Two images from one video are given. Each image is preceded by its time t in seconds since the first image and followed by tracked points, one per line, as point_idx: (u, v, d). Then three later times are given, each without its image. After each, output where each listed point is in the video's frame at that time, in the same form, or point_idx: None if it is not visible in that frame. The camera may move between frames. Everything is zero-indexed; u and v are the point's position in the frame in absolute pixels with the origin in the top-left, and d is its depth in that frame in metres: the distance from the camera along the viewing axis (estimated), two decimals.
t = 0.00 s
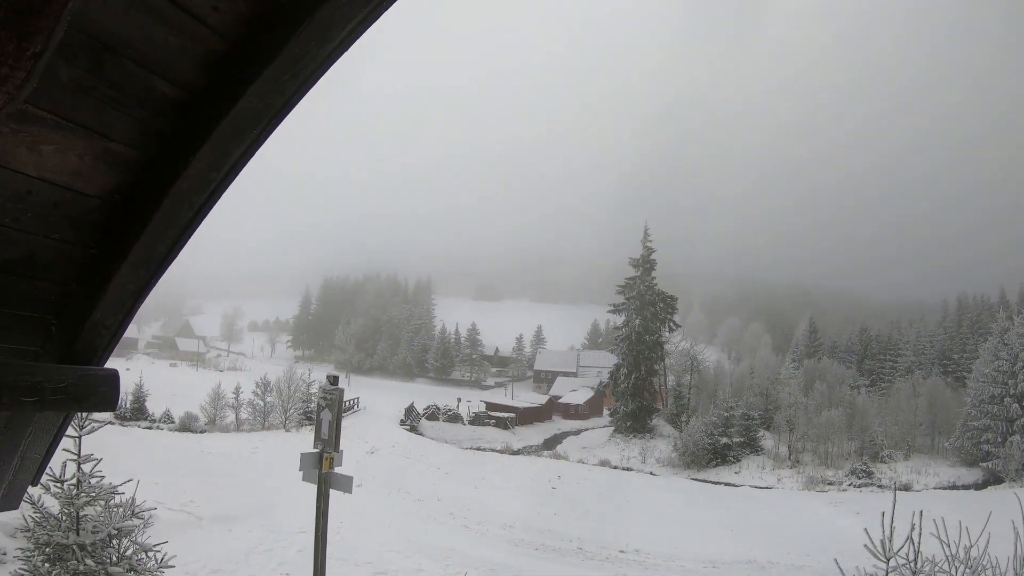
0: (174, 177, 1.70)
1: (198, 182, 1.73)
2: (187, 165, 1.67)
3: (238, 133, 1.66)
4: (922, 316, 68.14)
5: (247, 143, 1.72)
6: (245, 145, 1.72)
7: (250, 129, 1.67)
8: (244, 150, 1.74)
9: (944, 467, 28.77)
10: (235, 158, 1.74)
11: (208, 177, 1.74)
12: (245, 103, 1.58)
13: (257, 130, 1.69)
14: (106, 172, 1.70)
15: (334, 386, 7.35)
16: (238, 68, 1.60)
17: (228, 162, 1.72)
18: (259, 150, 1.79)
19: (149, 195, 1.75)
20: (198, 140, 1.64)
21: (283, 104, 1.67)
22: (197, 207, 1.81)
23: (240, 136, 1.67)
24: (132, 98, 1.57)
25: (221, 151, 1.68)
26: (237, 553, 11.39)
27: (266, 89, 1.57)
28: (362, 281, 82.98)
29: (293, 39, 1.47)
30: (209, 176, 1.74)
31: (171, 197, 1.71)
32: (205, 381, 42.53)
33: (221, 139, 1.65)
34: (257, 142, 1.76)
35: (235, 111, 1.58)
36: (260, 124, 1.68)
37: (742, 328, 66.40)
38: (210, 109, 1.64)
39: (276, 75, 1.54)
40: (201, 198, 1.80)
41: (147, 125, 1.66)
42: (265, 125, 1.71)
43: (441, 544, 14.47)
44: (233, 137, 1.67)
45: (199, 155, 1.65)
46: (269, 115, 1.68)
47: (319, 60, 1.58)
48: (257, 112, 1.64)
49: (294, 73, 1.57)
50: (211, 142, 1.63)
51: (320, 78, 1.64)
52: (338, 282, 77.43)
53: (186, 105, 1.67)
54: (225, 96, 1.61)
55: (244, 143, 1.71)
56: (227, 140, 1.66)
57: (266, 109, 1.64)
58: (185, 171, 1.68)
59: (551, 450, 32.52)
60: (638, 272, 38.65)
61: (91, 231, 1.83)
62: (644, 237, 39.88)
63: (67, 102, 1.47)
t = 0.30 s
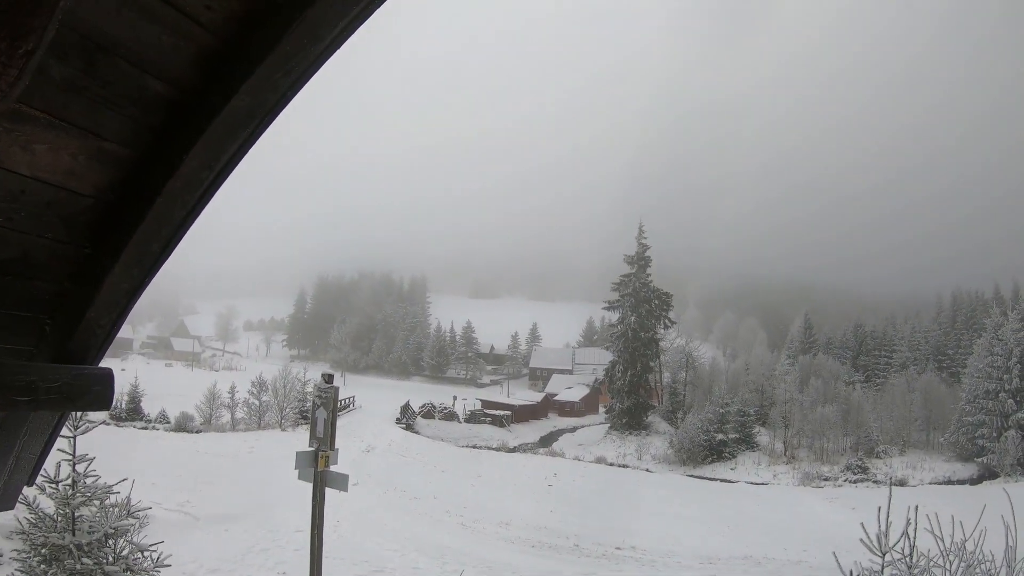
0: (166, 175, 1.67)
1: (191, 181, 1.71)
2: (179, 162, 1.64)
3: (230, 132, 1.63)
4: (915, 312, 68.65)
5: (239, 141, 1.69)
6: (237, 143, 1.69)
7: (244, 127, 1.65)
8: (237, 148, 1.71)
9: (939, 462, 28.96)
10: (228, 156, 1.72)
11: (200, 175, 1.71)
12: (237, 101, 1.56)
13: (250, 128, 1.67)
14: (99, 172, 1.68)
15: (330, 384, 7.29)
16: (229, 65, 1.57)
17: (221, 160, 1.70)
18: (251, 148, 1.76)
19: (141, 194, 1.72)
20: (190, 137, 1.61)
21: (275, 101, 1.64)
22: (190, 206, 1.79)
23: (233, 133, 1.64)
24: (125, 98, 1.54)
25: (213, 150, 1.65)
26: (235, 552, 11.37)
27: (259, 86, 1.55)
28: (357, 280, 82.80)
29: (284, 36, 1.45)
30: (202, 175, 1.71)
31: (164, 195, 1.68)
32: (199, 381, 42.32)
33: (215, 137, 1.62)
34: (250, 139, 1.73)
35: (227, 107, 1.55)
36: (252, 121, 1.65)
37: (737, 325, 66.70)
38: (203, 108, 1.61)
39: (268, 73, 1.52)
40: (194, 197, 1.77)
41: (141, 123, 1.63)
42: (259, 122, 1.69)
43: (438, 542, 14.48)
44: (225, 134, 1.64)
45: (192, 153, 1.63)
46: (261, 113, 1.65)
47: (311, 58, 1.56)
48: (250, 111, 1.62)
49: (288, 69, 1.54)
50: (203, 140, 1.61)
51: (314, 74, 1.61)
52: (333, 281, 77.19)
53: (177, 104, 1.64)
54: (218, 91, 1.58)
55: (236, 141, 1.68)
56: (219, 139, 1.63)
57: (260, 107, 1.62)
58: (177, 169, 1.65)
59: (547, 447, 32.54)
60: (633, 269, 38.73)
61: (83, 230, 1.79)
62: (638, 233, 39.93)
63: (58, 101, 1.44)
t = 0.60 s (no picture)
0: (163, 168, 1.63)
1: (188, 175, 1.66)
2: (176, 156, 1.59)
3: (227, 125, 1.58)
4: (910, 305, 68.99)
5: (237, 133, 1.65)
6: (235, 136, 1.65)
7: (242, 118, 1.60)
8: (237, 141, 1.67)
9: (935, 455, 29.14)
10: (227, 147, 1.67)
11: (198, 169, 1.67)
12: (236, 95, 1.52)
13: (249, 121, 1.63)
14: (97, 166, 1.64)
15: (326, 378, 7.25)
16: (228, 57, 1.53)
17: (220, 153, 1.66)
18: (250, 140, 1.71)
19: (138, 188, 1.68)
20: (188, 130, 1.57)
21: (274, 93, 1.59)
22: (188, 199, 1.75)
23: (232, 126, 1.60)
24: (122, 90, 1.50)
25: (211, 143, 1.60)
26: (233, 547, 11.37)
27: (257, 78, 1.50)
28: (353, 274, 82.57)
29: (283, 28, 1.41)
30: (199, 167, 1.66)
31: (161, 189, 1.65)
32: (195, 376, 42.19)
33: (213, 131, 1.58)
34: (249, 133, 1.69)
35: (225, 100, 1.51)
36: (250, 115, 1.61)
37: (732, 318, 66.93)
38: (200, 100, 1.56)
39: (267, 64, 1.48)
40: (192, 189, 1.73)
41: (136, 116, 1.58)
42: (258, 113, 1.64)
43: (436, 536, 14.50)
44: (224, 126, 1.59)
45: (189, 145, 1.58)
46: (259, 105, 1.60)
47: (310, 49, 1.52)
48: (248, 103, 1.57)
49: (289, 58, 1.50)
50: (199, 133, 1.56)
51: (313, 64, 1.57)
52: (329, 275, 76.97)
53: (174, 97, 1.59)
54: (216, 84, 1.54)
55: (235, 133, 1.64)
56: (216, 131, 1.58)
57: (258, 98, 1.58)
58: (174, 163, 1.61)
59: (543, 441, 32.64)
60: (629, 262, 38.71)
61: (80, 224, 1.75)
62: (635, 227, 39.88)
63: (53, 94, 1.40)
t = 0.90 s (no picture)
0: (165, 164, 1.61)
1: (188, 173, 1.65)
2: (178, 152, 1.59)
3: (228, 122, 1.58)
4: (909, 301, 69.12)
5: (240, 129, 1.64)
6: (237, 132, 1.64)
7: (243, 117, 1.60)
8: (239, 136, 1.66)
9: (934, 451, 29.23)
10: (228, 143, 1.67)
11: (200, 165, 1.65)
12: (238, 92, 1.51)
13: (251, 116, 1.62)
14: (100, 163, 1.63)
15: (327, 374, 7.25)
16: (230, 54, 1.53)
17: (222, 150, 1.65)
18: (254, 135, 1.72)
19: (140, 183, 1.67)
20: (190, 127, 1.56)
21: (276, 90, 1.59)
22: (189, 195, 1.74)
23: (235, 120, 1.59)
24: (124, 87, 1.49)
25: (213, 137, 1.59)
26: (233, 543, 11.41)
27: (260, 76, 1.50)
28: (352, 269, 82.55)
29: (285, 26, 1.41)
30: (201, 164, 1.65)
31: (164, 183, 1.64)
32: (194, 371, 42.23)
33: (214, 125, 1.56)
34: (250, 131, 1.68)
35: (227, 99, 1.50)
36: (252, 110, 1.60)
37: (731, 314, 67.01)
38: (203, 100, 1.56)
39: (269, 61, 1.47)
40: (193, 185, 1.71)
41: (139, 112, 1.58)
42: (260, 108, 1.64)
43: (435, 531, 14.56)
44: (226, 123, 1.58)
45: (191, 140, 1.57)
46: (261, 101, 1.60)
47: (312, 49, 1.52)
48: (248, 102, 1.56)
49: (291, 54, 1.49)
50: (202, 131, 1.56)
51: (315, 62, 1.56)
52: (328, 271, 76.91)
53: (177, 93, 1.58)
54: (218, 82, 1.53)
55: (238, 129, 1.63)
56: (218, 129, 1.58)
57: (260, 96, 1.57)
58: (176, 158, 1.60)
59: (542, 436, 32.73)
60: (628, 257, 38.69)
61: (83, 220, 1.74)
62: (634, 222, 39.85)
63: (55, 91, 1.38)
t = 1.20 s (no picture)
0: (162, 157, 1.58)
1: (186, 165, 1.62)
2: (176, 144, 1.55)
3: (226, 115, 1.54)
4: (903, 300, 69.55)
5: (238, 121, 1.60)
6: (235, 124, 1.61)
7: (241, 107, 1.56)
8: (236, 127, 1.63)
9: (927, 449, 29.46)
10: (227, 134, 1.63)
11: (198, 157, 1.62)
12: (236, 83, 1.48)
13: (250, 108, 1.58)
14: (97, 155, 1.59)
15: (322, 367, 7.20)
16: (229, 43, 1.48)
17: (219, 141, 1.62)
18: (252, 125, 1.68)
19: (137, 176, 1.64)
20: (187, 121, 1.52)
21: (275, 82, 1.56)
22: (187, 186, 1.70)
23: (234, 112, 1.55)
24: (121, 79, 1.46)
25: (211, 128, 1.56)
26: (227, 536, 11.40)
27: (258, 66, 1.46)
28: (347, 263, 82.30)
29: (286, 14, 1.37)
30: (198, 156, 1.62)
31: (161, 174, 1.60)
32: (188, 365, 42.06)
33: (211, 116, 1.53)
34: (248, 121, 1.65)
35: (225, 91, 1.47)
36: (250, 103, 1.57)
37: (725, 311, 67.40)
38: (200, 92, 1.51)
39: (268, 53, 1.44)
40: (191, 178, 1.68)
41: (136, 104, 1.53)
42: (259, 99, 1.60)
43: (429, 525, 14.59)
44: (225, 114, 1.54)
45: (188, 131, 1.53)
46: (259, 92, 1.56)
47: (311, 41, 1.48)
48: (245, 94, 1.53)
49: (291, 46, 1.46)
50: (199, 123, 1.52)
51: (315, 53, 1.53)
52: (324, 265, 76.68)
53: (174, 85, 1.54)
54: (216, 74, 1.49)
55: (236, 121, 1.60)
56: (216, 122, 1.55)
57: (257, 88, 1.54)
58: (173, 150, 1.56)
59: (536, 431, 32.81)
60: (623, 253, 38.72)
61: (79, 212, 1.70)
62: (629, 218, 39.85)
63: (49, 81, 1.33)
